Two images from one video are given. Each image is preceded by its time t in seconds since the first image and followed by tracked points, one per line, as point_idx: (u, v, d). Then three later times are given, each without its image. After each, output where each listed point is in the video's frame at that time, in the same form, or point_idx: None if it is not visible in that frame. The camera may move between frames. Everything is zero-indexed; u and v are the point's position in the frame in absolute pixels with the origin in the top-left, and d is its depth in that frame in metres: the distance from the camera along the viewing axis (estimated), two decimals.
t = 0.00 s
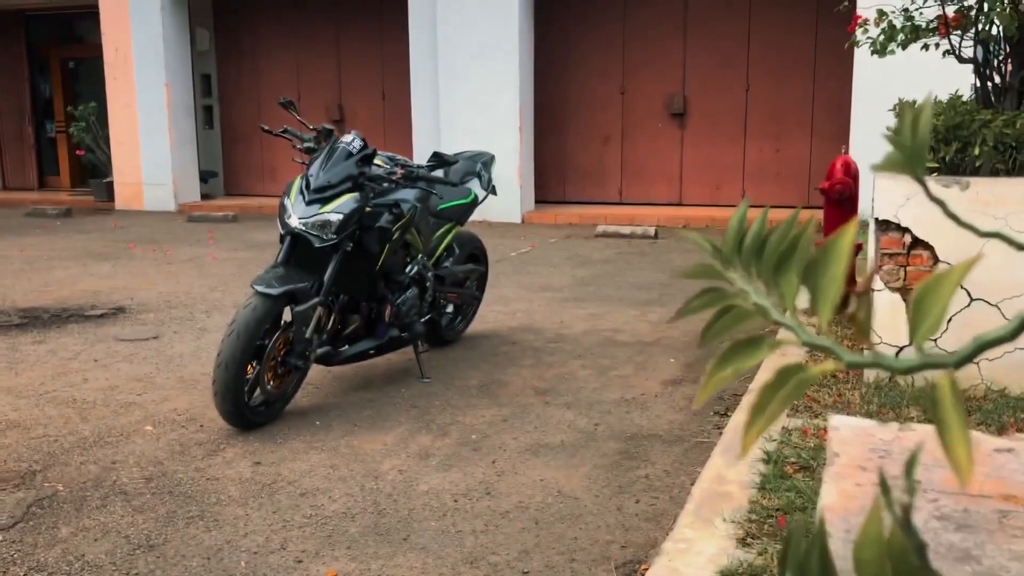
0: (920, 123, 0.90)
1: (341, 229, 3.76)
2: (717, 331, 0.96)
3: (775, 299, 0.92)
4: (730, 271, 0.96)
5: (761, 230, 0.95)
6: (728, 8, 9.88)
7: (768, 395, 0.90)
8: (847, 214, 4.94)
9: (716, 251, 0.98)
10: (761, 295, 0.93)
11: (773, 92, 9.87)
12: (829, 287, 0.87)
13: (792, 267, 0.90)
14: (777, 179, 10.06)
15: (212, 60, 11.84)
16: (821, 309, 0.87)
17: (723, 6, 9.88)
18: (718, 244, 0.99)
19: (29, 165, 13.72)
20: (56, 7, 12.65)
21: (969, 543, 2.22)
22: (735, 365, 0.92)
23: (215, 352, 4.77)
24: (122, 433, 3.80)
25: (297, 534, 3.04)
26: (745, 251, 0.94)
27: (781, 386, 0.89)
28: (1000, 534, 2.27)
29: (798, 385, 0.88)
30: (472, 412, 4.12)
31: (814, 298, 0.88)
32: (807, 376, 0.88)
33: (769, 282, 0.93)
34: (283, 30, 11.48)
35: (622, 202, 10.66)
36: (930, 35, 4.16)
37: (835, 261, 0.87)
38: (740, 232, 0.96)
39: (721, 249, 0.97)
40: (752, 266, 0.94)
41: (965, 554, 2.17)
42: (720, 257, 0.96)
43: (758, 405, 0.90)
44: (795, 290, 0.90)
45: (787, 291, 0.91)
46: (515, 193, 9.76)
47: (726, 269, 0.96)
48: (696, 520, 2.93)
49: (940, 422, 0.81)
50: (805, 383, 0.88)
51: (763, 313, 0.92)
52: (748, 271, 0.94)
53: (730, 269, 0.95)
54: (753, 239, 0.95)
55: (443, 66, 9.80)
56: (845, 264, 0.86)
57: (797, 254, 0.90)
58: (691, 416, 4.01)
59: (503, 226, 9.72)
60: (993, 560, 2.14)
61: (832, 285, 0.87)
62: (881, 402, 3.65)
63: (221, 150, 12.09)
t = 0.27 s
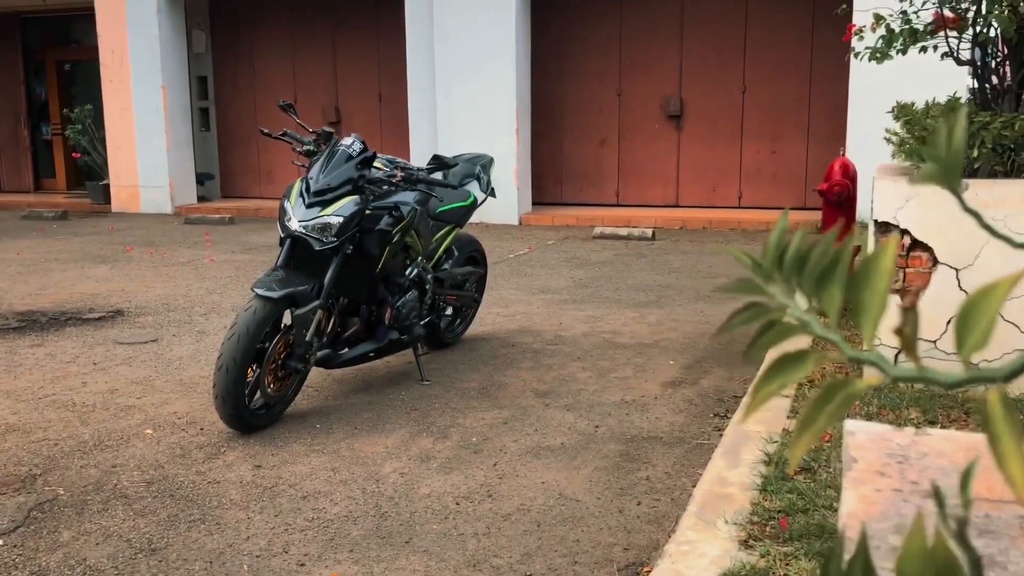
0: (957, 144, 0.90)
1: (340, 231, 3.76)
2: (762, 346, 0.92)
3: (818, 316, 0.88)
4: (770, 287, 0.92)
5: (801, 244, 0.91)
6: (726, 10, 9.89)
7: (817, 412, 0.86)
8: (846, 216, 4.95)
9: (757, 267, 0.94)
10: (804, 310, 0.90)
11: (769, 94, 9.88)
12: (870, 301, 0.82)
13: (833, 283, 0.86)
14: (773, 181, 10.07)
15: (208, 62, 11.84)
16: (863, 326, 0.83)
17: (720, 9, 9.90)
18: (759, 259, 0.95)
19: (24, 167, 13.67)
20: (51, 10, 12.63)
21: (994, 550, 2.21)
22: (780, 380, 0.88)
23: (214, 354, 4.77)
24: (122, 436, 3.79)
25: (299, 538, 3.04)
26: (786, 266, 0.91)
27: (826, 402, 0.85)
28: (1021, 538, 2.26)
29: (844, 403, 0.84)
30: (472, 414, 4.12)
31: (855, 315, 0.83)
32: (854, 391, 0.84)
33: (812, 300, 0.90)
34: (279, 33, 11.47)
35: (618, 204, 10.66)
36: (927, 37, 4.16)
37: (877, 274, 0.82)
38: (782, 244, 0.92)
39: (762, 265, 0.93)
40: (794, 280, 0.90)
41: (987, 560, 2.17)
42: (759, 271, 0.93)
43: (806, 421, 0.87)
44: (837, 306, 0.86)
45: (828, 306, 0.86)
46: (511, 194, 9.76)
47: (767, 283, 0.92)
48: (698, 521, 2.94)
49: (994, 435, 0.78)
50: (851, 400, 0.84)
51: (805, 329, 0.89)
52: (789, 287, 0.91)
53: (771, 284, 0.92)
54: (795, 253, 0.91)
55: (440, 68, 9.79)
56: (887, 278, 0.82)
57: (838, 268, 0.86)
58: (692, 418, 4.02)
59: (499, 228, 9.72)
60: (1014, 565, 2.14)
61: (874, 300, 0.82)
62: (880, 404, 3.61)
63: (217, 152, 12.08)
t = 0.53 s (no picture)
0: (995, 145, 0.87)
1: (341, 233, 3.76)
2: (807, 356, 0.90)
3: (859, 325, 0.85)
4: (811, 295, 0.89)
5: (843, 251, 0.87)
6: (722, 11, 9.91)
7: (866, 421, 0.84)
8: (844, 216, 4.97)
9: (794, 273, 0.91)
10: (847, 320, 0.86)
11: (765, 94, 9.90)
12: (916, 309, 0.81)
13: (877, 292, 0.83)
14: (770, 182, 10.09)
15: (205, 64, 11.84)
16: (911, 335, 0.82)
17: (716, 9, 9.91)
18: (800, 269, 0.90)
19: (20, 170, 13.64)
20: (47, 12, 12.60)
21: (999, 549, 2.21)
22: (825, 393, 0.87)
23: (214, 357, 4.76)
24: (122, 439, 3.78)
25: (302, 540, 3.03)
26: (827, 275, 0.87)
27: (873, 412, 0.84)
28: None
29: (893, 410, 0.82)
30: (473, 416, 4.12)
31: (902, 324, 0.82)
32: (903, 399, 0.83)
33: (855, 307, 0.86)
34: (276, 34, 11.46)
35: (615, 205, 10.67)
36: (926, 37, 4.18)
37: (923, 282, 0.82)
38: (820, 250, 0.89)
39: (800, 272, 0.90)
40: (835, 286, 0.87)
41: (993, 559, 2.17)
42: (797, 280, 0.89)
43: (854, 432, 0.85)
44: (881, 316, 0.83)
45: (872, 316, 0.84)
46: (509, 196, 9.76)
47: (805, 292, 0.88)
48: (701, 522, 2.94)
49: None
50: (899, 411, 0.82)
51: (851, 338, 0.85)
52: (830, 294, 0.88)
53: (808, 293, 0.88)
54: (835, 261, 0.87)
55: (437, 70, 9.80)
56: (934, 286, 0.82)
57: (883, 276, 0.84)
58: (693, 419, 4.03)
59: (497, 229, 9.72)
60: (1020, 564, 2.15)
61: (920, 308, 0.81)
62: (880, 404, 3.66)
63: (214, 154, 12.07)
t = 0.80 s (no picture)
0: None
1: (343, 236, 3.77)
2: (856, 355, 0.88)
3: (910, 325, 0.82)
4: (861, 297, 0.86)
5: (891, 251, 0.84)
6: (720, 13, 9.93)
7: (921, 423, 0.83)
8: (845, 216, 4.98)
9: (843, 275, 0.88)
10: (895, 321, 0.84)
11: (763, 95, 9.91)
12: (966, 312, 0.78)
13: (929, 295, 0.80)
14: (768, 183, 10.10)
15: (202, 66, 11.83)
16: (961, 338, 0.79)
17: (715, 11, 9.93)
18: (846, 272, 0.87)
19: (18, 173, 13.61)
20: (45, 15, 12.58)
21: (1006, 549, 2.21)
22: (876, 396, 0.84)
23: (215, 360, 4.76)
24: (125, 442, 3.78)
25: (307, 543, 3.03)
26: (877, 278, 0.83)
27: (927, 415, 0.82)
28: None
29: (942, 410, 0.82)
30: (475, 418, 4.12)
31: (953, 328, 0.79)
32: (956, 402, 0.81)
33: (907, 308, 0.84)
34: (274, 36, 11.46)
35: (614, 206, 10.68)
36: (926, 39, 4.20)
37: (975, 284, 0.78)
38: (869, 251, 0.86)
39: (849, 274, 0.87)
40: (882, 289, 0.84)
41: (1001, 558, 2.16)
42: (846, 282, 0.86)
43: (904, 433, 0.84)
44: (932, 320, 0.80)
45: (923, 319, 0.81)
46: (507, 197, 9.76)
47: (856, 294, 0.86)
48: (706, 524, 2.94)
49: None
50: (953, 411, 0.82)
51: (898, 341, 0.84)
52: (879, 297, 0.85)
53: (860, 296, 0.85)
54: (885, 261, 0.84)
55: (435, 72, 9.79)
56: (987, 288, 0.78)
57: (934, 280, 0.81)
58: (695, 420, 4.03)
59: (495, 231, 9.71)
60: None
61: (972, 312, 0.78)
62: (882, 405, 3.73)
63: (211, 157, 12.05)
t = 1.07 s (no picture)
0: None
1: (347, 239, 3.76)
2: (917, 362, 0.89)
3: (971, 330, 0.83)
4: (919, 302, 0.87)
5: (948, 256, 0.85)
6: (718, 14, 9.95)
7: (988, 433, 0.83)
8: (846, 218, 4.99)
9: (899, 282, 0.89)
10: (956, 328, 0.86)
11: (763, 96, 9.93)
12: None
13: (988, 302, 0.81)
14: (767, 184, 10.12)
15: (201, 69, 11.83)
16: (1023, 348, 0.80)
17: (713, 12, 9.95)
18: (904, 278, 0.88)
19: (17, 177, 13.60)
20: (43, 18, 12.57)
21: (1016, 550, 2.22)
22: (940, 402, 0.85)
23: (218, 364, 4.75)
24: (129, 446, 3.77)
25: (314, 546, 3.03)
26: (935, 283, 0.85)
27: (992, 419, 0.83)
28: None
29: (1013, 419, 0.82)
30: (479, 420, 4.12)
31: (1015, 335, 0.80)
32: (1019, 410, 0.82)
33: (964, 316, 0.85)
34: (273, 39, 11.46)
35: (614, 208, 10.69)
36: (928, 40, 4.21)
37: None
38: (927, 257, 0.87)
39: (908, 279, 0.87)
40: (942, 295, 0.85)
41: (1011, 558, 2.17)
42: (902, 288, 0.87)
43: (968, 438, 0.85)
44: (991, 327, 0.81)
45: (983, 326, 0.82)
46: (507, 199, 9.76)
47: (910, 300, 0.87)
48: (712, 526, 2.95)
49: None
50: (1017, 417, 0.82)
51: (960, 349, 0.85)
52: (937, 302, 0.86)
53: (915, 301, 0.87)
54: (942, 268, 0.85)
55: (434, 74, 9.80)
56: None
57: (993, 286, 0.81)
58: (699, 422, 4.04)
59: (496, 233, 9.71)
60: None
61: None
62: (885, 406, 3.74)
63: (210, 160, 12.04)
